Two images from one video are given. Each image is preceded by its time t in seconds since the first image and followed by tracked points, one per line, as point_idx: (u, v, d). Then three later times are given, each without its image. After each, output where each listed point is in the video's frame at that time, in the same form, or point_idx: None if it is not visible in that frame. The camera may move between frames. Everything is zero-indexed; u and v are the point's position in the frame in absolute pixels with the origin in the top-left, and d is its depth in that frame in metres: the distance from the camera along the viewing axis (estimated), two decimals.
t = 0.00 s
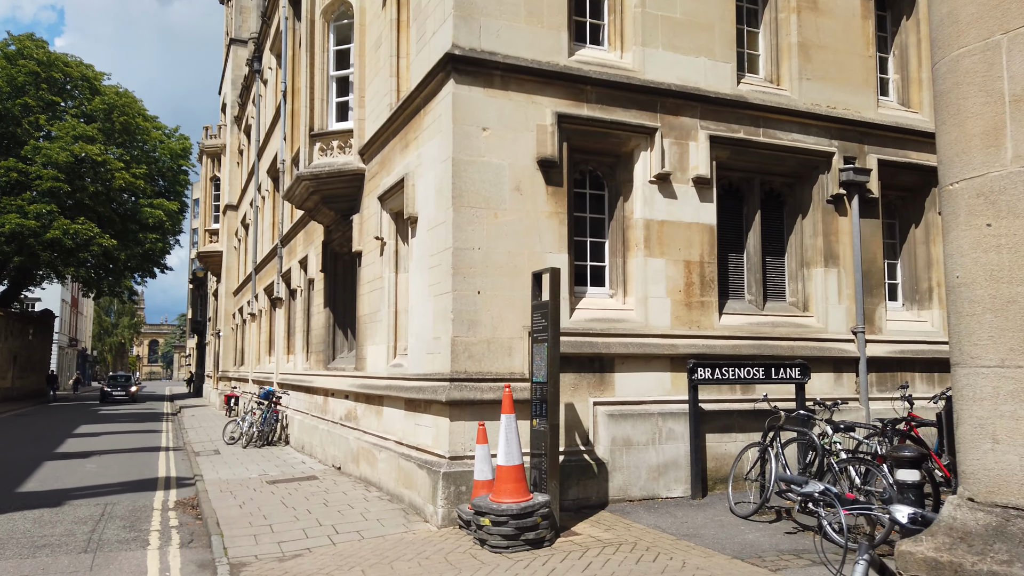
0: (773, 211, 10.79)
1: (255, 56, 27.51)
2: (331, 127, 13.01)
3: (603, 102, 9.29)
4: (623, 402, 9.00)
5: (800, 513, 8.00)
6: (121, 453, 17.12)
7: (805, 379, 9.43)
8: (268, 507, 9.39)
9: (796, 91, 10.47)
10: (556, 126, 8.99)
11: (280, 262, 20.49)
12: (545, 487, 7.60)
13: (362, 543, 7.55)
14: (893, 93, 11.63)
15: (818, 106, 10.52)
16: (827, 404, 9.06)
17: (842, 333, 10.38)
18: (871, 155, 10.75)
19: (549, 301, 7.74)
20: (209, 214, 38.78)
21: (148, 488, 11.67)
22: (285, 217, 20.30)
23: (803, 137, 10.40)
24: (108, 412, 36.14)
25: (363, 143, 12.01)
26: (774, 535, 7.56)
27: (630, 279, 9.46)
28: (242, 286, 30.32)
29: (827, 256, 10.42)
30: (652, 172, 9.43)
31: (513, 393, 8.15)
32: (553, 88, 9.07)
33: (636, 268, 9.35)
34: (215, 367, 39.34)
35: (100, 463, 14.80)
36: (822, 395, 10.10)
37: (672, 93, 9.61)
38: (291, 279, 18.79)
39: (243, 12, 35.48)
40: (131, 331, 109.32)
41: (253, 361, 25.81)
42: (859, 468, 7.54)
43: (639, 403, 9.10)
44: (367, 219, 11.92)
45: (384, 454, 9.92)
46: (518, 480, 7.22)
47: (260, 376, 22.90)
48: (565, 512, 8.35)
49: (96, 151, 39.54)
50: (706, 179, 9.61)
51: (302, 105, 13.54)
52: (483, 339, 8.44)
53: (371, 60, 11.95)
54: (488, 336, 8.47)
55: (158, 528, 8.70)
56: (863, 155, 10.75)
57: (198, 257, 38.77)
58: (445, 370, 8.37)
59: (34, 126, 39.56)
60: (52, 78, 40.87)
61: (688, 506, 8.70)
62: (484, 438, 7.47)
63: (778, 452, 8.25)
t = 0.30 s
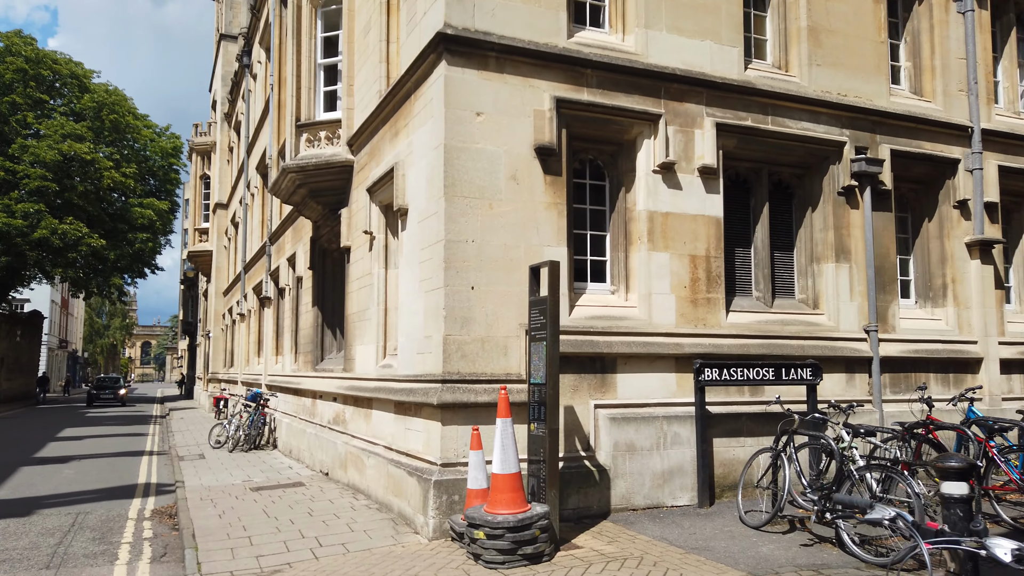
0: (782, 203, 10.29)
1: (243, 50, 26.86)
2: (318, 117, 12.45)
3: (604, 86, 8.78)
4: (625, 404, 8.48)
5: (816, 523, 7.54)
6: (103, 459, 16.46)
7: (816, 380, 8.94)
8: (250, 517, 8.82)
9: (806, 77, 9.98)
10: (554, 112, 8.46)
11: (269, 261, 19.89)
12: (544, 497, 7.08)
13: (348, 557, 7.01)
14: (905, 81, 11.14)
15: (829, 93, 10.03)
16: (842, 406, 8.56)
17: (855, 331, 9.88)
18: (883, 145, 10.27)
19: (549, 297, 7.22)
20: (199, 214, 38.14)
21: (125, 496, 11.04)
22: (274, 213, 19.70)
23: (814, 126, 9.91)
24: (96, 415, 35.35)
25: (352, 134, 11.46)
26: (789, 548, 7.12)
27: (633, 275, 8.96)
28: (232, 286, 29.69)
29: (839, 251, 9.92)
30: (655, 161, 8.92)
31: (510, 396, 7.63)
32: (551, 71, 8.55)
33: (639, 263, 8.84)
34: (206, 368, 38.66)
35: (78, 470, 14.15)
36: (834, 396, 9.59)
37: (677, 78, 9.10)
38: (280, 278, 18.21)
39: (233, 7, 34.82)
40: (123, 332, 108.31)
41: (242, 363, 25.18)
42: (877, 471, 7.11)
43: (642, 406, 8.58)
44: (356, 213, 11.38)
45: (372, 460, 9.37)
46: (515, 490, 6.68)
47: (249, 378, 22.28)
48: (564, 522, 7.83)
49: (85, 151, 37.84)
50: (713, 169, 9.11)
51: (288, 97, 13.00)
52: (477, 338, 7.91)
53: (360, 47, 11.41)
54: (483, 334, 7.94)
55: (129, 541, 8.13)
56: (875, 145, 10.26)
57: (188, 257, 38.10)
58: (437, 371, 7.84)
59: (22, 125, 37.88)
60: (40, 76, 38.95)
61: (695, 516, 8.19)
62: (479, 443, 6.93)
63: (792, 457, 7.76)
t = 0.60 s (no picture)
0: (787, 203, 9.84)
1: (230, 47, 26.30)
2: (303, 113, 11.93)
3: (602, 79, 8.31)
4: (624, 415, 8.00)
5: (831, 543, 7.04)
6: (78, 468, 15.79)
7: (825, 390, 8.48)
8: (225, 535, 8.27)
9: (812, 72, 9.55)
10: (550, 105, 7.99)
11: (254, 263, 19.32)
12: (539, 516, 6.60)
13: None
14: (913, 77, 10.72)
15: (836, 89, 9.60)
16: (853, 416, 8.09)
17: (863, 337, 9.44)
18: (892, 143, 9.84)
19: (545, 302, 6.74)
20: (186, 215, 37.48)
21: (96, 510, 10.43)
22: (260, 214, 19.14)
23: (821, 123, 9.47)
24: (78, 421, 34.55)
25: (337, 130, 10.95)
26: (802, 571, 6.68)
27: (632, 278, 8.49)
28: (218, 289, 29.08)
29: (847, 253, 9.47)
30: (656, 159, 8.45)
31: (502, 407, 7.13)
32: (547, 62, 8.07)
33: (639, 266, 8.37)
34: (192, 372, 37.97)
35: (49, 481, 13.50)
36: (842, 406, 9.14)
37: (679, 71, 8.64)
38: (264, 280, 17.64)
39: (221, 5, 34.26)
40: (111, 335, 107.13)
41: (227, 367, 24.55)
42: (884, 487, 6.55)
43: (642, 417, 8.11)
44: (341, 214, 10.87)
45: (356, 473, 8.84)
46: (507, 510, 6.17)
47: (233, 383, 21.67)
48: (560, 542, 7.34)
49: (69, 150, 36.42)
50: (716, 166, 8.65)
51: (270, 92, 12.47)
52: (468, 345, 7.42)
53: (346, 39, 10.89)
54: (474, 341, 7.45)
55: (93, 562, 7.55)
56: (883, 143, 9.83)
57: (174, 259, 37.41)
58: (424, 381, 7.34)
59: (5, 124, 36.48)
60: (23, 76, 37.50)
61: (698, 534, 7.71)
62: (468, 459, 6.40)
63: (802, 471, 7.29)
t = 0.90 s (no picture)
0: (791, 194, 9.43)
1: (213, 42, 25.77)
2: (285, 100, 11.42)
3: (600, 60, 7.86)
4: (623, 416, 7.54)
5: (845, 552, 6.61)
6: (49, 473, 15.13)
7: (833, 390, 7.98)
8: (197, 544, 7.73)
9: (817, 57, 9.15)
10: (546, 86, 7.53)
11: (236, 261, 18.74)
12: (533, 523, 6.13)
13: None
14: (920, 66, 10.34)
15: (842, 75, 9.20)
16: (866, 418, 7.65)
17: (871, 335, 9.02)
18: (900, 133, 9.45)
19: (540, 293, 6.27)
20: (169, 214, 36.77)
21: (64, 517, 9.85)
22: (243, 210, 18.58)
23: (826, 110, 9.06)
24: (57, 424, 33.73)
25: (320, 118, 10.45)
26: None
27: (632, 271, 8.04)
28: (201, 289, 28.43)
29: (854, 246, 9.06)
30: (657, 145, 8.02)
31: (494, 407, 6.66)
32: (542, 41, 7.61)
33: (639, 258, 7.92)
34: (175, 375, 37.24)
35: (17, 486, 12.86)
36: (850, 406, 8.72)
37: (680, 53, 8.21)
38: (247, 279, 17.09)
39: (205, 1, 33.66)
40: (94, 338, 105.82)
41: (210, 369, 23.91)
42: (903, 494, 6.13)
43: (642, 417, 7.65)
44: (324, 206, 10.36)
45: (338, 477, 8.34)
46: (500, 518, 5.70)
47: (215, 385, 21.05)
48: (556, 551, 6.87)
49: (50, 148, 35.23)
50: (719, 154, 8.22)
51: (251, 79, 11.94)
52: (457, 340, 6.94)
53: (330, 22, 10.40)
54: (464, 336, 6.97)
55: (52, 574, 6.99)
56: (891, 132, 9.43)
57: (157, 259, 36.68)
58: (411, 379, 6.85)
59: None
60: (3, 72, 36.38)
61: (701, 541, 7.26)
62: (458, 462, 5.92)
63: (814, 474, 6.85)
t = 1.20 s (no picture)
0: (783, 185, 9.07)
1: (190, 34, 25.17)
2: (257, 87, 10.93)
3: (586, 40, 7.45)
4: (609, 416, 7.12)
5: (843, 561, 6.24)
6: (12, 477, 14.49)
7: (828, 388, 7.62)
8: (155, 554, 7.22)
9: (811, 42, 8.78)
10: (528, 67, 7.11)
11: (211, 257, 18.17)
12: (513, 532, 5.68)
13: None
14: (916, 54, 9.99)
15: (837, 61, 8.84)
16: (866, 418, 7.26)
17: (866, 331, 8.66)
18: (896, 122, 9.11)
19: (521, 284, 5.84)
20: (147, 212, 36.03)
21: (18, 525, 9.29)
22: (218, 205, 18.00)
23: (821, 98, 8.69)
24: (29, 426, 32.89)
25: (292, 105, 9.96)
26: None
27: (618, 264, 7.63)
28: (178, 288, 27.75)
29: (849, 240, 8.70)
30: (645, 131, 7.61)
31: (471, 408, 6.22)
32: (524, 19, 7.19)
33: (626, 250, 7.52)
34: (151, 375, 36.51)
35: None
36: (844, 406, 8.35)
37: (670, 34, 7.81)
38: (221, 275, 16.52)
39: None
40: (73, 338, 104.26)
41: (185, 369, 23.27)
42: (907, 499, 5.76)
43: (629, 418, 7.23)
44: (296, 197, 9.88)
45: (307, 482, 7.86)
46: (476, 527, 5.25)
47: (190, 386, 20.45)
48: (536, 561, 6.44)
49: (25, 143, 33.89)
50: (710, 141, 7.83)
51: (221, 65, 11.42)
52: (432, 336, 6.49)
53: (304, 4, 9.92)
54: (439, 332, 6.52)
55: None
56: (886, 122, 9.09)
57: (134, 257, 35.92)
58: (383, 377, 6.40)
59: None
60: None
61: (691, 549, 6.84)
62: (431, 466, 5.48)
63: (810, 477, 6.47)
